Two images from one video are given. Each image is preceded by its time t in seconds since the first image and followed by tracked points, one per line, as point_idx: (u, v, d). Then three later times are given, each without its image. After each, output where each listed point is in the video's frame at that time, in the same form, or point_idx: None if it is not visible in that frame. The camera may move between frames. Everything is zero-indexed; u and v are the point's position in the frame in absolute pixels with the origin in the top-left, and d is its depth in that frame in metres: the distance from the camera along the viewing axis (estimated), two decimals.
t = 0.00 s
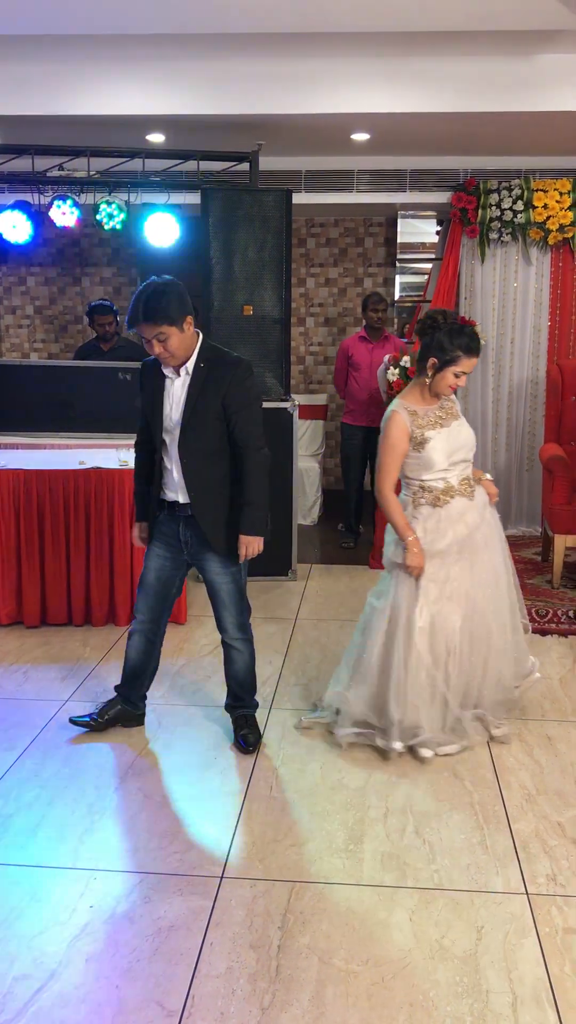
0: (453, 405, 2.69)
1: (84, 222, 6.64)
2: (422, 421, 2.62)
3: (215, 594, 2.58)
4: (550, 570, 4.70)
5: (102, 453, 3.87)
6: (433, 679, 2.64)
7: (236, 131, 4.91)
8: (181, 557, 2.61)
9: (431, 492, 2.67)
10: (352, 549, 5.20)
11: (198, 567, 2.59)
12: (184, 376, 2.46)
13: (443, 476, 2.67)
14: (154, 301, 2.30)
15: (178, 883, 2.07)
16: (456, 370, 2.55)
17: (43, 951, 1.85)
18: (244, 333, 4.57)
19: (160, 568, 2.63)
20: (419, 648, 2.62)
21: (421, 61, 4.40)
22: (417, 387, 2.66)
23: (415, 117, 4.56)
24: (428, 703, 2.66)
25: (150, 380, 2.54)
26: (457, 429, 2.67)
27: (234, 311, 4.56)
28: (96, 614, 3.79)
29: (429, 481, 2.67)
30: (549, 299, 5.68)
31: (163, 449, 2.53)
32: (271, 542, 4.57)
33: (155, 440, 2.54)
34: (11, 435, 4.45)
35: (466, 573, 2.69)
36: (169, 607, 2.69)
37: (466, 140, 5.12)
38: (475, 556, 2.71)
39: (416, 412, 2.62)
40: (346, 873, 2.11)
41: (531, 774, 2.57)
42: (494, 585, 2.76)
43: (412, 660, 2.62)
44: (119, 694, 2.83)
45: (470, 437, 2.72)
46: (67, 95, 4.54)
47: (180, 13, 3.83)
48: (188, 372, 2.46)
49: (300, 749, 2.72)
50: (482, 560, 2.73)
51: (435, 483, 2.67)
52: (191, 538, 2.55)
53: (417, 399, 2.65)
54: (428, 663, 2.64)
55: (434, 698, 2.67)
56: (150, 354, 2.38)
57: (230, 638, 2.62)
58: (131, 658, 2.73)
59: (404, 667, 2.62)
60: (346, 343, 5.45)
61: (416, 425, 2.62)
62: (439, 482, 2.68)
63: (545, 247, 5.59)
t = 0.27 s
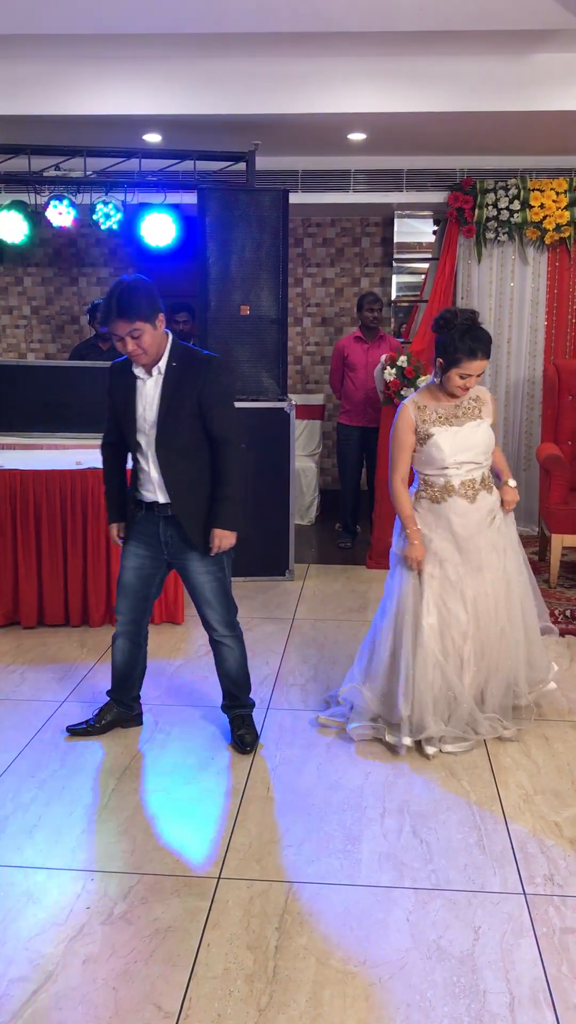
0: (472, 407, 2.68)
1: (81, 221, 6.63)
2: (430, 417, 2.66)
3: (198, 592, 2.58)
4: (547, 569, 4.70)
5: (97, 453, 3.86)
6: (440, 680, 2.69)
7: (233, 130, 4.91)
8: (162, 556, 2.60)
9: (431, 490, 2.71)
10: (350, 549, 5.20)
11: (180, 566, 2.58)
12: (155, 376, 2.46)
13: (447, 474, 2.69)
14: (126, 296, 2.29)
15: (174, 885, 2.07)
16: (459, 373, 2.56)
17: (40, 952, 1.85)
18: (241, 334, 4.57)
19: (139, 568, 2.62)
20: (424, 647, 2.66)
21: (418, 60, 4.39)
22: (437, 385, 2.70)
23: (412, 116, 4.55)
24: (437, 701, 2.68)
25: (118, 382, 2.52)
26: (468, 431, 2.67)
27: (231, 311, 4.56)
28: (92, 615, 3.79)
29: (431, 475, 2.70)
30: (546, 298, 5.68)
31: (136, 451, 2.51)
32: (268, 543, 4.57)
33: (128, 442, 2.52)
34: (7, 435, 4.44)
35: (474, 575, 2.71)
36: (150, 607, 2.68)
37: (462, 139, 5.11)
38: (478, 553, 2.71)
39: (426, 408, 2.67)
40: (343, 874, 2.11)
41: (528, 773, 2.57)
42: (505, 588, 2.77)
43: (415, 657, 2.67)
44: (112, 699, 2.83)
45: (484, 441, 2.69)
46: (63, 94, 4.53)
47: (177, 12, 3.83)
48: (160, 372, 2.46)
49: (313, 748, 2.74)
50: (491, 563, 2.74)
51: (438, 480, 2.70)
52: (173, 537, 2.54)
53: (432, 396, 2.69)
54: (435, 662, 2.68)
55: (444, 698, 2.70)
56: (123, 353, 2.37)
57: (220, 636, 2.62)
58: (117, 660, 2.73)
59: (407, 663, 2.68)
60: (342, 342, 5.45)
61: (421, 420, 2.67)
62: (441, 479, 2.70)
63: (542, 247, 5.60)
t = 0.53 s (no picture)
0: (465, 402, 2.72)
1: (79, 220, 6.62)
2: (419, 407, 2.76)
3: (197, 591, 2.58)
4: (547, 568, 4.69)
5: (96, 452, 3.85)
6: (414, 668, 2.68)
7: (231, 128, 4.90)
8: (158, 555, 2.59)
9: (413, 478, 2.80)
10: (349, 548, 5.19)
11: (177, 565, 2.57)
12: (146, 375, 2.45)
13: (426, 465, 2.76)
14: (115, 292, 2.29)
15: (174, 884, 2.06)
16: (440, 364, 2.64)
17: (39, 952, 1.84)
18: (239, 332, 4.56)
19: (134, 567, 2.61)
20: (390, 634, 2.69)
21: (416, 58, 4.39)
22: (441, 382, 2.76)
23: (411, 114, 4.55)
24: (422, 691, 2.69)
25: (108, 382, 2.51)
26: (453, 425, 2.71)
27: (229, 309, 4.55)
28: (91, 614, 3.79)
29: (415, 466, 2.80)
30: (545, 297, 5.68)
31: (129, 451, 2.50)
32: (267, 542, 4.57)
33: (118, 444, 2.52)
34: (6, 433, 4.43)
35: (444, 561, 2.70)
36: (146, 605, 2.68)
37: (461, 137, 5.11)
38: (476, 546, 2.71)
39: (418, 398, 2.77)
40: (342, 873, 2.11)
41: (528, 772, 2.57)
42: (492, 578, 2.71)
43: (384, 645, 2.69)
44: (111, 699, 2.83)
45: (467, 438, 2.71)
46: (61, 92, 4.53)
47: (175, 9, 3.82)
48: (149, 371, 2.45)
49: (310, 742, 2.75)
50: (469, 559, 2.70)
51: (419, 470, 2.79)
52: (169, 536, 2.54)
53: (430, 389, 2.78)
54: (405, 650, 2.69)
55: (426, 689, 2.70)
56: (112, 351, 2.36)
57: (222, 634, 2.62)
58: (115, 661, 2.72)
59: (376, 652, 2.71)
60: (340, 340, 5.44)
61: (410, 409, 2.78)
62: (422, 469, 2.78)
63: (541, 245, 5.60)
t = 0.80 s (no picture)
0: (435, 401, 2.66)
1: (78, 217, 6.62)
2: (392, 400, 2.73)
3: (202, 592, 2.57)
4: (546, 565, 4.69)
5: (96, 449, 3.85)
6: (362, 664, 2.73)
7: (231, 125, 4.89)
8: (165, 555, 2.60)
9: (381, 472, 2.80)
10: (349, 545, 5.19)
11: (182, 565, 2.57)
12: (154, 373, 2.47)
13: (390, 459, 2.74)
14: (124, 290, 2.31)
15: (174, 882, 2.06)
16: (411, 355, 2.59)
17: (39, 949, 1.84)
18: (239, 329, 4.56)
19: (141, 566, 2.62)
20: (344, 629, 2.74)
21: (416, 55, 4.38)
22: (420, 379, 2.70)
23: (411, 111, 4.54)
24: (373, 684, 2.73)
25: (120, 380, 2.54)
26: (418, 422, 2.66)
27: (229, 306, 4.54)
28: (91, 611, 3.78)
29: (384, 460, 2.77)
30: (545, 295, 5.68)
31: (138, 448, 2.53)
32: (267, 539, 4.56)
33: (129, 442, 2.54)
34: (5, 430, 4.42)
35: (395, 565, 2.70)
36: (152, 604, 2.68)
37: (461, 134, 5.10)
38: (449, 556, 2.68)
39: (395, 391, 2.74)
40: (342, 871, 2.10)
41: (528, 770, 2.57)
42: (436, 583, 2.67)
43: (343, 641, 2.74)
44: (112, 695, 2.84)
45: (430, 437, 2.64)
46: (59, 90, 4.52)
47: (174, 7, 3.81)
48: (157, 369, 2.46)
49: (314, 738, 2.76)
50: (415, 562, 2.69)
51: (386, 464, 2.76)
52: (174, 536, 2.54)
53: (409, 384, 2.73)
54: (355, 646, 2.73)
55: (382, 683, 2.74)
56: (122, 347, 2.39)
57: (228, 635, 2.62)
58: (117, 658, 2.73)
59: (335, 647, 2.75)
60: (339, 337, 5.43)
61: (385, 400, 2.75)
62: (388, 464, 2.75)
63: (541, 243, 5.59)
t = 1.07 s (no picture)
0: (415, 398, 2.66)
1: (77, 213, 6.60)
2: (373, 397, 2.73)
3: (199, 591, 2.57)
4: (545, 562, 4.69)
5: (94, 446, 3.84)
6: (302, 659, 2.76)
7: (230, 121, 4.88)
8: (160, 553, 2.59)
9: (360, 469, 2.79)
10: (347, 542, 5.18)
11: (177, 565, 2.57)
12: (138, 374, 2.43)
13: (372, 456, 2.73)
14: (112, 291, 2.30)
15: (172, 880, 2.06)
16: (394, 352, 2.58)
17: (37, 948, 1.84)
18: (237, 326, 4.55)
19: (135, 565, 2.61)
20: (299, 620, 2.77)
21: (416, 51, 4.38)
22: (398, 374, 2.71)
23: (411, 107, 4.53)
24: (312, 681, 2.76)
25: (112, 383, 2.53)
26: (400, 419, 2.66)
27: (228, 302, 4.53)
28: (89, 608, 3.78)
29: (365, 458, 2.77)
30: (543, 291, 5.67)
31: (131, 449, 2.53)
32: (266, 536, 4.56)
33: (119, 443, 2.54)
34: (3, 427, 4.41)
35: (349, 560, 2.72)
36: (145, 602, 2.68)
37: (461, 130, 5.09)
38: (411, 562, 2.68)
39: (374, 388, 2.74)
40: (341, 870, 2.10)
41: (527, 767, 2.57)
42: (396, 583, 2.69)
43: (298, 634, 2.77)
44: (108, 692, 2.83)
45: (410, 435, 2.64)
46: (58, 86, 4.51)
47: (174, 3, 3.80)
48: (139, 371, 2.43)
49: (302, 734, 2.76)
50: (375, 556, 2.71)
51: (367, 462, 2.76)
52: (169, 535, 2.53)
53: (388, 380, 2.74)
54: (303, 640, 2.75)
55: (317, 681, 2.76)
56: (109, 348, 2.38)
57: (228, 633, 2.62)
58: (114, 656, 2.73)
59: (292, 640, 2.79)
60: (338, 333, 5.42)
61: (364, 397, 2.76)
62: (369, 461, 2.75)
63: (540, 239, 5.59)
